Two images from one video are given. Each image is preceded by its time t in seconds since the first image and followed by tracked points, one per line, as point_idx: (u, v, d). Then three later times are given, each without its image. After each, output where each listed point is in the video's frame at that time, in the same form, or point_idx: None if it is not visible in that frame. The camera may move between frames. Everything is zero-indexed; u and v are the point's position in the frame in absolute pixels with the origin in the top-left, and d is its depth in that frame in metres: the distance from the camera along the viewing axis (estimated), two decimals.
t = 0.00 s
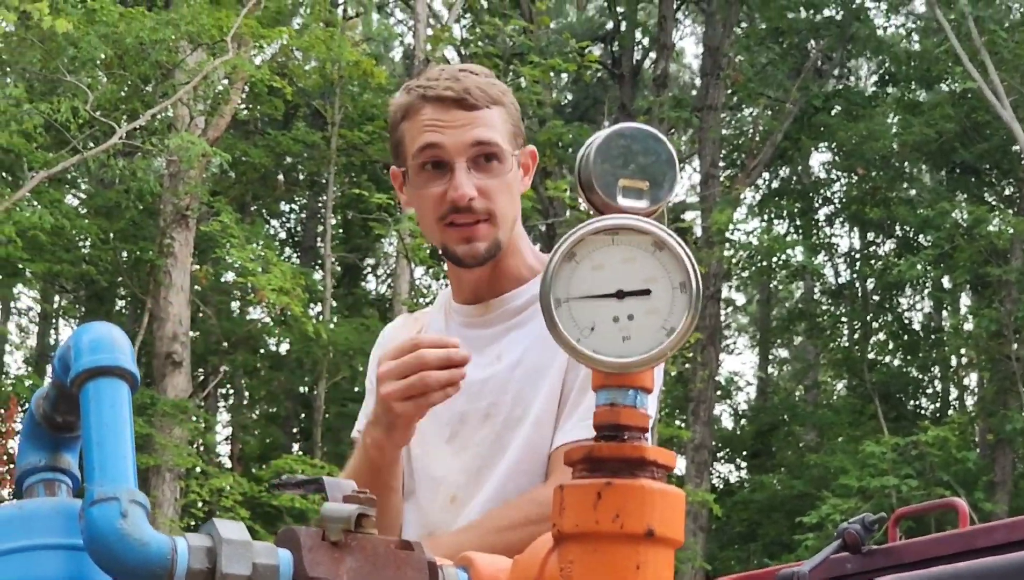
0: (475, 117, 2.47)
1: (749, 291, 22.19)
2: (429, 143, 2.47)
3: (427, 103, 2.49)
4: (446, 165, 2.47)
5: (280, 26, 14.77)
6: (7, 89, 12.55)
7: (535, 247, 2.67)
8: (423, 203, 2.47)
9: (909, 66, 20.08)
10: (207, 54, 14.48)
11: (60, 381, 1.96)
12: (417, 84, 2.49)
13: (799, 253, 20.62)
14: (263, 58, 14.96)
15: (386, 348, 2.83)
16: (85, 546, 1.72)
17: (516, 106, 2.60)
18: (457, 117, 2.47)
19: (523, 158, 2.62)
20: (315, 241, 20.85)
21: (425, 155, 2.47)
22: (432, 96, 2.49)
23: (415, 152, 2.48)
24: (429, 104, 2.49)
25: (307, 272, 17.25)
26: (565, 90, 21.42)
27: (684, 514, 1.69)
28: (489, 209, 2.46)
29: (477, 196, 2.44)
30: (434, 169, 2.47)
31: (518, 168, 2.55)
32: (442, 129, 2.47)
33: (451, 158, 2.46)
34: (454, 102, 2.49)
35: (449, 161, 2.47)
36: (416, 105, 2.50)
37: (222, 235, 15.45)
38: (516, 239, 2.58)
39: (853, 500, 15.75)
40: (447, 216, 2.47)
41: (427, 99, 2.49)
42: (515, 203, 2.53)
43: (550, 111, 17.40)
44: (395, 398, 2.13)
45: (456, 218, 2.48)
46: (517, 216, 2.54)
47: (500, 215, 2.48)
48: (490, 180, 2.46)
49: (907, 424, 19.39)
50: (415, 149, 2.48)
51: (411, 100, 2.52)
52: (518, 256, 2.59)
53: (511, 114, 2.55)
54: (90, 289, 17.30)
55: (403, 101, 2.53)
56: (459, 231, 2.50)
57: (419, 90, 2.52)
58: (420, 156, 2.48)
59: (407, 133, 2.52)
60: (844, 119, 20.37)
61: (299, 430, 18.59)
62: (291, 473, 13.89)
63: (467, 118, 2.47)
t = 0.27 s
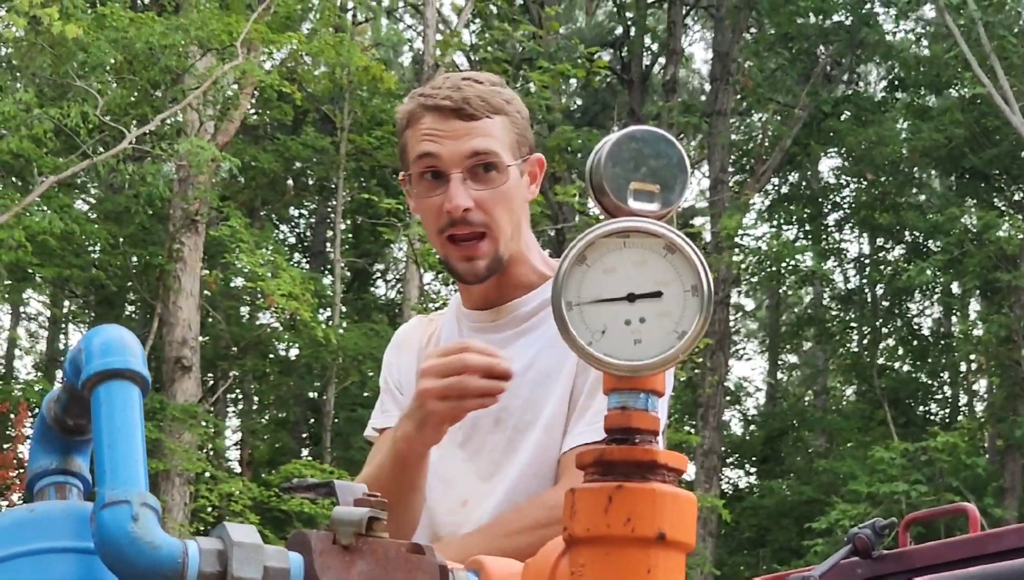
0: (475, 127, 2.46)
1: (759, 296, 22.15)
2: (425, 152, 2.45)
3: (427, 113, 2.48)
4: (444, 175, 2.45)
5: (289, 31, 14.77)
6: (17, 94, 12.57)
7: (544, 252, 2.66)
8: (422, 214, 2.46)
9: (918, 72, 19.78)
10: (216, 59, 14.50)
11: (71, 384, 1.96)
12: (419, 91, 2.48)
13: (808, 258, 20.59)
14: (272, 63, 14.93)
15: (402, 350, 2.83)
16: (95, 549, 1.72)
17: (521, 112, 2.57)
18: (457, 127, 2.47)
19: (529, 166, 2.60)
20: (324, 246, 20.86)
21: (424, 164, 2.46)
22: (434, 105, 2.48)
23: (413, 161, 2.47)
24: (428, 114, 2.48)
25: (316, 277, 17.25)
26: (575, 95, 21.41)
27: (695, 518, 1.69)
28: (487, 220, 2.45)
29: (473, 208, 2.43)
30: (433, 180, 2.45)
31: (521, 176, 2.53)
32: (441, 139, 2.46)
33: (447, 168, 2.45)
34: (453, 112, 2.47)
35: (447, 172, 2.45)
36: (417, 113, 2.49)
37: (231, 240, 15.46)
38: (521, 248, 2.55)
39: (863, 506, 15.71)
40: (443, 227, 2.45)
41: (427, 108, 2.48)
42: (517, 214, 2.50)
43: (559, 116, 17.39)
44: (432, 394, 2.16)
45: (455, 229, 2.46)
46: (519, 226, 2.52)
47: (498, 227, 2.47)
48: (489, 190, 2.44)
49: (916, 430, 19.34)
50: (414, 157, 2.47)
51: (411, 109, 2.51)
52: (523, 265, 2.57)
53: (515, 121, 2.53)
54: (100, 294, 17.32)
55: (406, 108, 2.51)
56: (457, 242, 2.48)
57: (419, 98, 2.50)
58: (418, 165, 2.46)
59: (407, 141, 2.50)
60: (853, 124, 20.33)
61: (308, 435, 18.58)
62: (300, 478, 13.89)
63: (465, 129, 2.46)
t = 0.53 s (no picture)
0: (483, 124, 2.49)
1: (767, 298, 22.14)
2: (433, 145, 2.48)
3: (437, 109, 2.51)
4: (451, 169, 2.49)
5: (297, 33, 14.80)
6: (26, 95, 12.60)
7: (550, 254, 2.68)
8: (429, 207, 2.49)
9: (927, 74, 19.67)
10: (224, 61, 14.52)
11: (81, 386, 1.96)
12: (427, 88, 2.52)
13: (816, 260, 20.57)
14: (280, 65, 14.94)
15: (405, 360, 2.83)
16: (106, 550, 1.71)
17: (530, 114, 2.60)
18: (465, 123, 2.50)
19: (537, 168, 2.62)
20: (333, 248, 20.90)
21: (431, 158, 2.49)
22: (444, 102, 2.51)
23: (421, 156, 2.50)
24: (438, 109, 2.51)
25: (324, 279, 17.27)
26: (582, 97, 21.42)
27: (706, 521, 1.68)
28: (489, 218, 2.47)
29: (477, 203, 2.46)
30: (440, 174, 2.48)
31: (527, 174, 2.55)
32: (449, 133, 2.49)
33: (456, 164, 2.48)
34: (464, 108, 2.50)
35: (455, 167, 2.49)
36: (428, 110, 2.52)
37: (239, 242, 15.48)
38: (522, 247, 2.56)
39: (871, 507, 15.70)
40: (448, 222, 2.47)
41: (436, 104, 2.50)
42: (520, 211, 2.53)
43: (567, 118, 17.39)
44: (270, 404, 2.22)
45: (461, 224, 2.48)
46: (521, 226, 2.55)
47: (499, 224, 2.49)
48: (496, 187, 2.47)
49: (924, 432, 19.31)
50: (422, 151, 2.50)
51: (421, 106, 2.54)
52: (526, 265, 2.60)
53: (524, 122, 2.57)
54: (109, 296, 17.36)
55: (418, 106, 2.55)
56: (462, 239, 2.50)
57: (430, 95, 2.54)
58: (426, 159, 2.49)
59: (419, 136, 2.54)
60: (861, 126, 20.31)
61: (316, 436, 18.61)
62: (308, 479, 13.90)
63: (475, 125, 2.49)
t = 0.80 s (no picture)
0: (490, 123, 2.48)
1: (775, 297, 22.11)
2: (440, 144, 2.47)
3: (443, 107, 2.51)
4: (457, 169, 2.47)
5: (305, 32, 14.80)
6: (34, 95, 12.63)
7: (551, 254, 2.68)
8: (431, 206, 2.46)
9: (935, 73, 19.71)
10: (232, 60, 14.53)
11: (90, 383, 1.96)
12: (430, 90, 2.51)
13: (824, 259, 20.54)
14: (288, 65, 14.93)
15: (407, 366, 2.83)
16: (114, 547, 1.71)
17: (533, 115, 2.61)
18: (469, 123, 2.49)
19: (538, 167, 2.63)
20: (340, 247, 20.91)
21: (437, 157, 2.47)
22: (447, 102, 2.51)
23: (427, 155, 2.48)
24: (445, 108, 2.50)
25: (332, 277, 17.27)
26: (590, 97, 21.35)
27: (716, 519, 1.68)
28: (495, 216, 2.46)
29: (483, 202, 2.45)
30: (445, 173, 2.47)
31: (530, 177, 2.55)
32: (455, 132, 2.48)
33: (461, 162, 2.47)
34: (471, 106, 2.50)
35: (461, 166, 2.47)
36: (433, 108, 2.52)
37: (246, 241, 15.49)
38: (524, 248, 2.57)
39: (879, 506, 15.68)
40: (454, 222, 2.46)
41: (443, 101, 2.50)
42: (523, 212, 2.53)
43: (575, 117, 17.38)
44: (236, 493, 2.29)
45: (466, 225, 2.47)
46: (523, 226, 2.55)
47: (504, 226, 2.49)
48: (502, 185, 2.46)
49: (932, 431, 19.28)
50: (427, 150, 2.48)
51: (427, 104, 2.54)
52: (526, 268, 2.61)
53: (528, 121, 2.57)
54: (116, 295, 17.38)
55: (421, 105, 2.55)
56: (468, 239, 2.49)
57: (434, 94, 2.54)
58: (431, 158, 2.48)
59: (422, 135, 2.53)
60: (869, 125, 20.27)
61: (323, 435, 18.62)
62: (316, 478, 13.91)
63: (480, 124, 2.48)
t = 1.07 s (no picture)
0: (500, 111, 2.49)
1: (783, 296, 22.07)
2: (453, 137, 2.47)
3: (452, 99, 2.53)
4: (472, 161, 2.49)
5: (313, 31, 14.80)
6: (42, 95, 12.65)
7: (561, 249, 2.68)
8: (448, 198, 2.48)
9: (943, 70, 19.66)
10: (240, 59, 14.53)
11: (96, 380, 1.95)
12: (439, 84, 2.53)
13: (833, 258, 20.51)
14: (296, 63, 14.89)
15: (415, 361, 2.82)
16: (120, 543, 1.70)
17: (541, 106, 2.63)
18: (481, 114, 2.50)
19: (546, 160, 2.64)
20: (348, 246, 20.92)
21: (450, 149, 2.48)
22: (457, 95, 2.52)
23: (440, 147, 2.50)
24: (454, 101, 2.52)
25: (340, 276, 17.27)
26: (598, 95, 21.29)
27: (723, 514, 1.68)
28: (515, 206, 2.47)
29: (502, 192, 2.45)
30: (459, 165, 2.48)
31: (541, 167, 2.56)
32: (467, 124, 2.49)
33: (477, 153, 2.48)
34: (480, 97, 2.51)
35: (476, 158, 2.49)
36: (441, 103, 2.54)
37: (254, 240, 15.51)
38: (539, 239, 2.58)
39: (888, 505, 15.65)
40: (474, 212, 2.47)
41: (452, 94, 2.52)
42: (537, 201, 2.54)
43: (583, 116, 17.36)
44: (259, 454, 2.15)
45: (484, 215, 2.48)
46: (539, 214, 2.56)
47: (525, 212, 2.49)
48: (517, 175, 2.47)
49: (940, 430, 19.22)
50: (440, 145, 2.50)
51: (435, 98, 2.56)
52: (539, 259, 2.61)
53: (535, 113, 2.58)
54: (125, 295, 17.39)
55: (428, 100, 2.56)
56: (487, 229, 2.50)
57: (443, 87, 2.56)
58: (444, 151, 2.49)
59: (431, 131, 2.54)
60: (878, 123, 20.22)
61: (332, 435, 18.62)
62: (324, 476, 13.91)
63: (491, 114, 2.49)
